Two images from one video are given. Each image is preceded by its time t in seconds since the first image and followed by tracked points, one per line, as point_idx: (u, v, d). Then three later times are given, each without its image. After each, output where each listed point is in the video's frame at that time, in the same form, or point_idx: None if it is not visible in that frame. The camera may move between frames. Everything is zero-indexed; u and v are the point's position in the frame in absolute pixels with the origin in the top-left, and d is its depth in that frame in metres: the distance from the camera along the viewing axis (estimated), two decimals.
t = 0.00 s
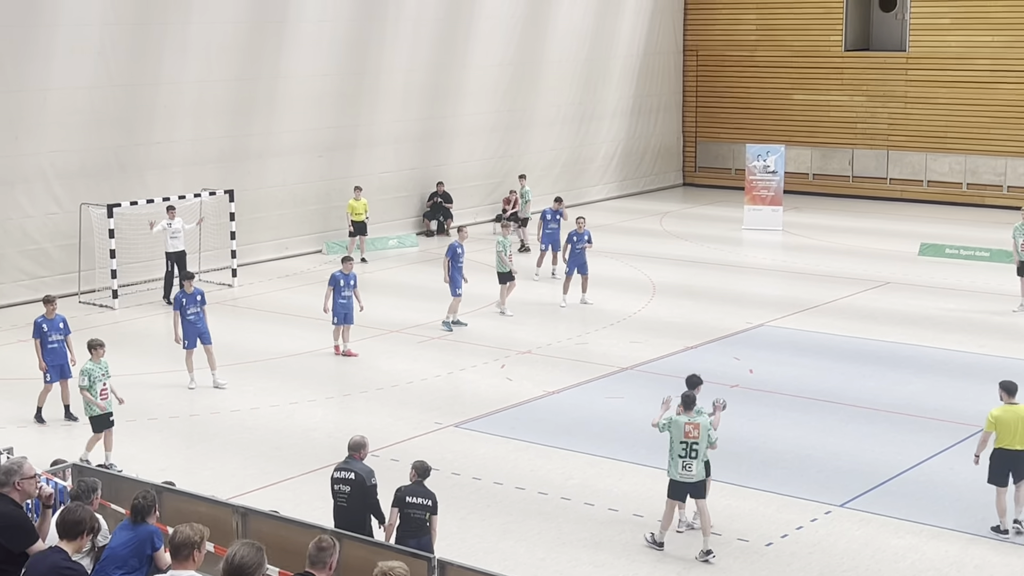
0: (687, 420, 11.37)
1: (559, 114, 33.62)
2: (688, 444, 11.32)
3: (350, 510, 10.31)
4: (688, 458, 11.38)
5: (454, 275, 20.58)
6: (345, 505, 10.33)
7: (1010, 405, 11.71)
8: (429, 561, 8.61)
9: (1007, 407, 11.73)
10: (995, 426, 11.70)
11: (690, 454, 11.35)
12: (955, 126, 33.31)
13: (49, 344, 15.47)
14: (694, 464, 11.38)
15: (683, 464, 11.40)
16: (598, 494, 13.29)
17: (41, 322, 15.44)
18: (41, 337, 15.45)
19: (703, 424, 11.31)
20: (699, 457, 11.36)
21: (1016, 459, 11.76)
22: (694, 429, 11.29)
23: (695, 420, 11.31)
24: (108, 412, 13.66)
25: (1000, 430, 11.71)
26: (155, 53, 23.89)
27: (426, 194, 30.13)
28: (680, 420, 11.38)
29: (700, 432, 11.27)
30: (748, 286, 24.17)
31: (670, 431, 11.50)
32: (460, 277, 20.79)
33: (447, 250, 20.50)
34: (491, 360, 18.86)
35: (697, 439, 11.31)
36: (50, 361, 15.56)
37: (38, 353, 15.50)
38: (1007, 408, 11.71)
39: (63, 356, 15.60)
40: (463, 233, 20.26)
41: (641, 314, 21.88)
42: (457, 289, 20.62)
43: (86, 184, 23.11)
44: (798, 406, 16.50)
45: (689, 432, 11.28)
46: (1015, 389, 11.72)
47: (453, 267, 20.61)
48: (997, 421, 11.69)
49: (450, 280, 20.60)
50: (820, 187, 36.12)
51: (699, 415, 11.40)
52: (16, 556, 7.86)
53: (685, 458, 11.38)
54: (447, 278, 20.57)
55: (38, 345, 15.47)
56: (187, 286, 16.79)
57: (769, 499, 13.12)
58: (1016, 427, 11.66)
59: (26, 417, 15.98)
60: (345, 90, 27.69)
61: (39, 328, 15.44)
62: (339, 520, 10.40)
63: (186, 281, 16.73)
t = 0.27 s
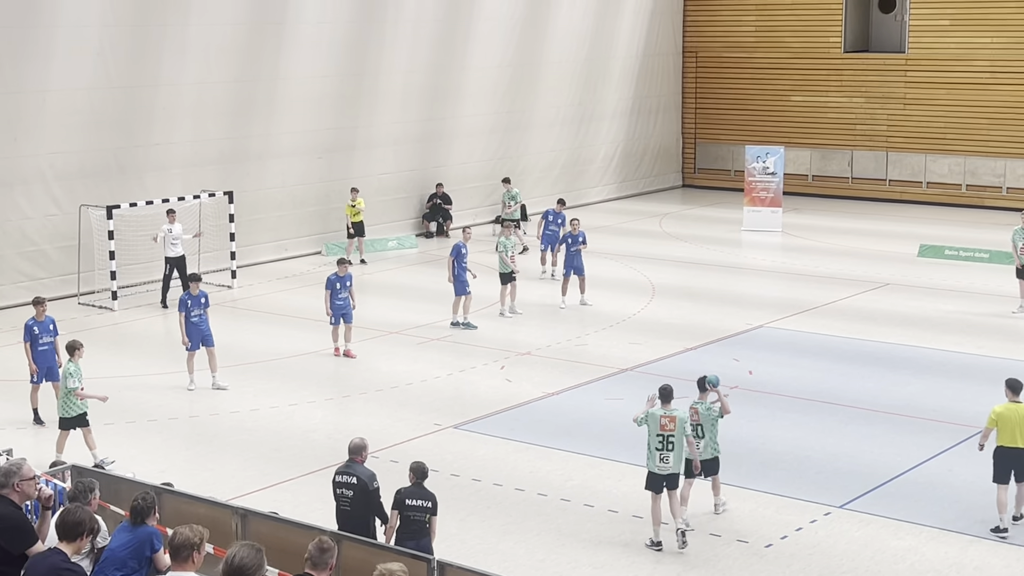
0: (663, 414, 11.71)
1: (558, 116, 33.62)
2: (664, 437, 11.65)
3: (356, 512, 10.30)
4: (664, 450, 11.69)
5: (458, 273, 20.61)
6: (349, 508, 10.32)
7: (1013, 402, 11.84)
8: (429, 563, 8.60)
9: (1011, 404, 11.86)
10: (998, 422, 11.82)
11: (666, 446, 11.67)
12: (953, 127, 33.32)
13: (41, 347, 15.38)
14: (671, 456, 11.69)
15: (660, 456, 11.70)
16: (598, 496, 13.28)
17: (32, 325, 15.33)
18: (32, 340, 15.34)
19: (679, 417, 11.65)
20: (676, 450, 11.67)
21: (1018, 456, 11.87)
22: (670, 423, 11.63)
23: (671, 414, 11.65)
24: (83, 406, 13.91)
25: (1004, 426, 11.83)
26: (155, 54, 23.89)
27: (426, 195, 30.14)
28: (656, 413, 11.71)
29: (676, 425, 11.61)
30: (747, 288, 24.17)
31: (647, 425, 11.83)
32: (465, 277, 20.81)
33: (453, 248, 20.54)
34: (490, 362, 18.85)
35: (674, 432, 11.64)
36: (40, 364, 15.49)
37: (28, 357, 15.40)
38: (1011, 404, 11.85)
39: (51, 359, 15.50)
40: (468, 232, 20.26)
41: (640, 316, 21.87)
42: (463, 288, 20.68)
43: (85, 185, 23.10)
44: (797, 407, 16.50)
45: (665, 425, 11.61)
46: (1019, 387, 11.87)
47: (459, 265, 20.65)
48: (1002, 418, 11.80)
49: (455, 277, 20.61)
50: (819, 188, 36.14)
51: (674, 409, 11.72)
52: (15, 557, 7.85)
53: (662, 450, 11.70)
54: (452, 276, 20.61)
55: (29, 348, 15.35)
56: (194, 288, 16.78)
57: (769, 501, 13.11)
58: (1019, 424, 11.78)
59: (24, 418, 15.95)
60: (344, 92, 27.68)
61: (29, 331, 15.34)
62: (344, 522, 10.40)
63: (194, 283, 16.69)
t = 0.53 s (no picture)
0: (650, 410, 11.93)
1: (557, 117, 33.62)
2: (650, 432, 11.85)
3: (358, 516, 10.28)
4: (650, 446, 11.88)
5: (467, 274, 20.66)
6: (352, 512, 10.30)
7: (1017, 398, 12.15)
8: (428, 564, 8.58)
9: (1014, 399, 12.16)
10: (1003, 418, 12.11)
11: (652, 442, 11.85)
12: (952, 129, 33.35)
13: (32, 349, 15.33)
14: (657, 452, 11.86)
15: (647, 451, 11.89)
16: (597, 497, 13.28)
17: (23, 328, 15.26)
18: (23, 343, 15.26)
19: (666, 414, 11.84)
20: (662, 446, 11.85)
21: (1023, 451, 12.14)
22: (656, 419, 11.83)
23: (658, 410, 11.86)
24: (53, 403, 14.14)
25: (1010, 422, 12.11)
26: (154, 55, 23.90)
27: (425, 196, 30.14)
28: (644, 408, 11.93)
29: (662, 421, 11.81)
30: (747, 290, 24.17)
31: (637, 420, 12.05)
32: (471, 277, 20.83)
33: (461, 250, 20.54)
34: (490, 363, 18.85)
35: (659, 428, 11.82)
36: (30, 366, 15.44)
37: (19, 360, 15.30)
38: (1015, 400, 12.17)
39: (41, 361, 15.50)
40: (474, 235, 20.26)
41: (640, 317, 21.87)
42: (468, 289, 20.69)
43: (84, 187, 23.09)
44: (796, 409, 16.50)
45: (651, 420, 11.81)
46: None
47: (466, 267, 20.67)
48: (1008, 413, 12.10)
49: (464, 280, 20.65)
50: (818, 190, 36.15)
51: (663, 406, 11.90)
52: (14, 558, 7.85)
53: (648, 446, 11.88)
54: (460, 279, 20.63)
55: (20, 351, 15.28)
56: (204, 290, 16.81)
57: (768, 502, 13.11)
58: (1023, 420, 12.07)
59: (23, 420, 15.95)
60: (343, 93, 27.69)
61: (20, 334, 15.24)
62: (345, 526, 10.38)
63: (207, 285, 16.74)
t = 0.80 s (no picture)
0: (644, 402, 12.17)
1: (555, 119, 33.64)
2: (642, 424, 12.13)
3: (356, 517, 10.28)
4: (643, 437, 12.15)
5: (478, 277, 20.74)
6: (350, 514, 10.30)
7: (1017, 395, 12.32)
8: (427, 566, 8.57)
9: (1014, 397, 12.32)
10: (1003, 414, 12.26)
11: (643, 434, 12.13)
12: (951, 130, 33.38)
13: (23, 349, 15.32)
14: (647, 444, 12.12)
15: (638, 442, 12.17)
16: (596, 498, 13.29)
17: (15, 330, 15.25)
18: (14, 344, 15.29)
19: (657, 407, 12.05)
20: (652, 438, 12.10)
21: None
22: (647, 411, 12.08)
23: (649, 403, 12.08)
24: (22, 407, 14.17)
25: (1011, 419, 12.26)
26: (153, 57, 23.91)
27: (423, 198, 30.14)
28: (638, 400, 12.19)
29: (652, 414, 12.03)
30: (745, 291, 24.20)
31: (632, 410, 12.34)
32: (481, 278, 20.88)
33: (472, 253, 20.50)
34: (489, 364, 18.85)
35: (650, 421, 12.08)
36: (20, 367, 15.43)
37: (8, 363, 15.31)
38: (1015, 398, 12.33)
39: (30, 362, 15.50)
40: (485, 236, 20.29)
41: (639, 319, 21.89)
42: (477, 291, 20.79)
43: (82, 189, 23.09)
44: (795, 410, 16.51)
45: (641, 413, 12.08)
46: None
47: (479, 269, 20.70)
48: (1009, 410, 12.25)
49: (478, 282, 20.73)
50: (816, 191, 36.17)
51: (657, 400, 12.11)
52: (14, 560, 7.86)
53: (640, 437, 12.17)
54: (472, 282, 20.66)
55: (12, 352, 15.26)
56: (215, 291, 16.78)
57: (767, 504, 13.12)
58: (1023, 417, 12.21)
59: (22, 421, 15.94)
60: (342, 95, 27.70)
61: (12, 336, 15.24)
62: (342, 528, 10.39)
63: (218, 287, 16.71)
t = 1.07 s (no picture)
0: (636, 399, 12.31)
1: (554, 120, 33.64)
2: (633, 421, 12.26)
3: (349, 517, 10.33)
4: (633, 433, 12.30)
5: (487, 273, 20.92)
6: (345, 515, 10.35)
7: (1013, 392, 12.42)
8: (425, 567, 8.56)
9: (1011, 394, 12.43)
10: (1000, 412, 12.39)
11: (634, 430, 12.28)
12: (949, 132, 33.40)
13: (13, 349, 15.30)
14: (638, 440, 12.27)
15: (629, 439, 12.32)
16: (594, 500, 13.28)
17: (6, 330, 15.26)
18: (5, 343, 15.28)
19: (648, 405, 12.18)
20: (644, 436, 12.24)
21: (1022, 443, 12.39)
22: (638, 409, 12.21)
23: (640, 401, 12.22)
24: None
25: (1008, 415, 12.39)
26: (152, 58, 23.91)
27: (422, 200, 30.14)
28: (629, 397, 12.32)
29: (642, 412, 12.16)
30: (744, 292, 24.20)
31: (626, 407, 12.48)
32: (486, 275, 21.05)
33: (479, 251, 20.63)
34: (487, 366, 18.84)
35: (642, 418, 12.21)
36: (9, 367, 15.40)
37: None
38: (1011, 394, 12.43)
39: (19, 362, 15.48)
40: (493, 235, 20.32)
41: (637, 320, 21.88)
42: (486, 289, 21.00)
43: (81, 190, 23.08)
44: (794, 411, 16.50)
45: (632, 410, 12.23)
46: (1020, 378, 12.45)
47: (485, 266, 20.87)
48: (1005, 407, 12.37)
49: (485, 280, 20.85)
50: (815, 192, 36.17)
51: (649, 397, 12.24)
52: (12, 561, 7.85)
53: (631, 433, 12.31)
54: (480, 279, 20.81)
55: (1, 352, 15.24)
56: (221, 293, 16.79)
57: (766, 505, 13.11)
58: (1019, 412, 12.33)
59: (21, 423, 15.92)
60: (340, 96, 27.70)
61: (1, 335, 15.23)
62: (337, 528, 10.44)
63: (224, 288, 16.75)
